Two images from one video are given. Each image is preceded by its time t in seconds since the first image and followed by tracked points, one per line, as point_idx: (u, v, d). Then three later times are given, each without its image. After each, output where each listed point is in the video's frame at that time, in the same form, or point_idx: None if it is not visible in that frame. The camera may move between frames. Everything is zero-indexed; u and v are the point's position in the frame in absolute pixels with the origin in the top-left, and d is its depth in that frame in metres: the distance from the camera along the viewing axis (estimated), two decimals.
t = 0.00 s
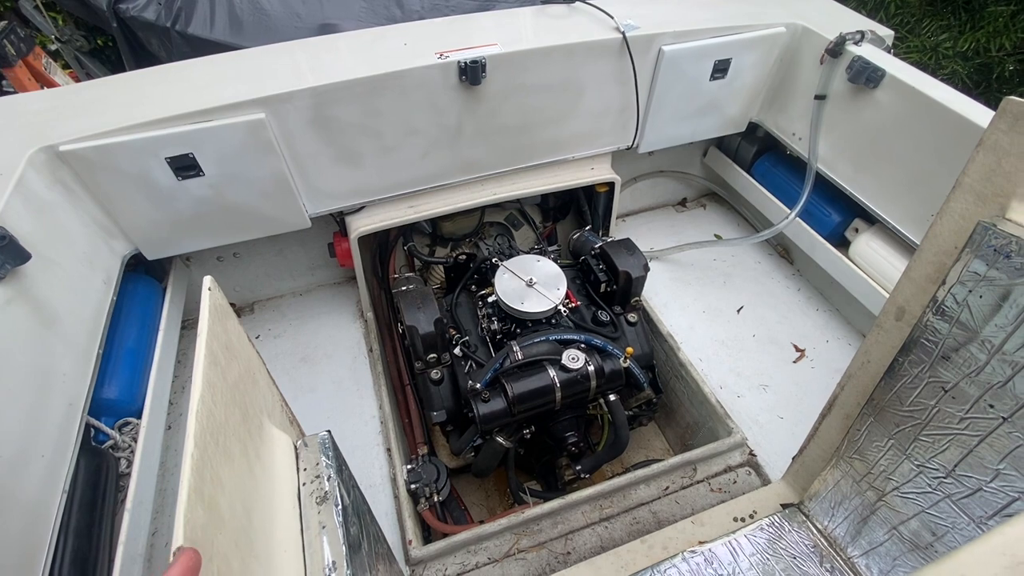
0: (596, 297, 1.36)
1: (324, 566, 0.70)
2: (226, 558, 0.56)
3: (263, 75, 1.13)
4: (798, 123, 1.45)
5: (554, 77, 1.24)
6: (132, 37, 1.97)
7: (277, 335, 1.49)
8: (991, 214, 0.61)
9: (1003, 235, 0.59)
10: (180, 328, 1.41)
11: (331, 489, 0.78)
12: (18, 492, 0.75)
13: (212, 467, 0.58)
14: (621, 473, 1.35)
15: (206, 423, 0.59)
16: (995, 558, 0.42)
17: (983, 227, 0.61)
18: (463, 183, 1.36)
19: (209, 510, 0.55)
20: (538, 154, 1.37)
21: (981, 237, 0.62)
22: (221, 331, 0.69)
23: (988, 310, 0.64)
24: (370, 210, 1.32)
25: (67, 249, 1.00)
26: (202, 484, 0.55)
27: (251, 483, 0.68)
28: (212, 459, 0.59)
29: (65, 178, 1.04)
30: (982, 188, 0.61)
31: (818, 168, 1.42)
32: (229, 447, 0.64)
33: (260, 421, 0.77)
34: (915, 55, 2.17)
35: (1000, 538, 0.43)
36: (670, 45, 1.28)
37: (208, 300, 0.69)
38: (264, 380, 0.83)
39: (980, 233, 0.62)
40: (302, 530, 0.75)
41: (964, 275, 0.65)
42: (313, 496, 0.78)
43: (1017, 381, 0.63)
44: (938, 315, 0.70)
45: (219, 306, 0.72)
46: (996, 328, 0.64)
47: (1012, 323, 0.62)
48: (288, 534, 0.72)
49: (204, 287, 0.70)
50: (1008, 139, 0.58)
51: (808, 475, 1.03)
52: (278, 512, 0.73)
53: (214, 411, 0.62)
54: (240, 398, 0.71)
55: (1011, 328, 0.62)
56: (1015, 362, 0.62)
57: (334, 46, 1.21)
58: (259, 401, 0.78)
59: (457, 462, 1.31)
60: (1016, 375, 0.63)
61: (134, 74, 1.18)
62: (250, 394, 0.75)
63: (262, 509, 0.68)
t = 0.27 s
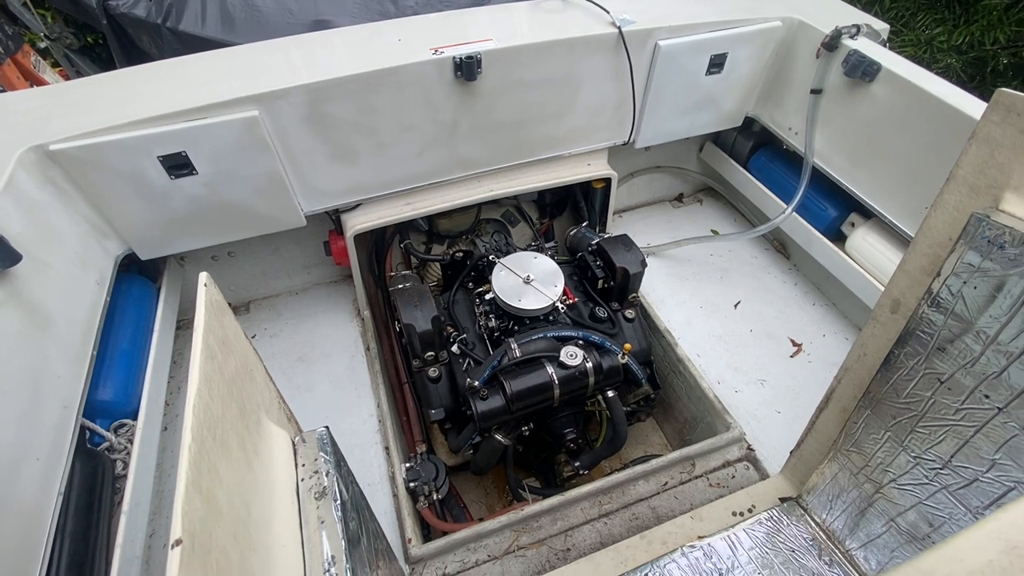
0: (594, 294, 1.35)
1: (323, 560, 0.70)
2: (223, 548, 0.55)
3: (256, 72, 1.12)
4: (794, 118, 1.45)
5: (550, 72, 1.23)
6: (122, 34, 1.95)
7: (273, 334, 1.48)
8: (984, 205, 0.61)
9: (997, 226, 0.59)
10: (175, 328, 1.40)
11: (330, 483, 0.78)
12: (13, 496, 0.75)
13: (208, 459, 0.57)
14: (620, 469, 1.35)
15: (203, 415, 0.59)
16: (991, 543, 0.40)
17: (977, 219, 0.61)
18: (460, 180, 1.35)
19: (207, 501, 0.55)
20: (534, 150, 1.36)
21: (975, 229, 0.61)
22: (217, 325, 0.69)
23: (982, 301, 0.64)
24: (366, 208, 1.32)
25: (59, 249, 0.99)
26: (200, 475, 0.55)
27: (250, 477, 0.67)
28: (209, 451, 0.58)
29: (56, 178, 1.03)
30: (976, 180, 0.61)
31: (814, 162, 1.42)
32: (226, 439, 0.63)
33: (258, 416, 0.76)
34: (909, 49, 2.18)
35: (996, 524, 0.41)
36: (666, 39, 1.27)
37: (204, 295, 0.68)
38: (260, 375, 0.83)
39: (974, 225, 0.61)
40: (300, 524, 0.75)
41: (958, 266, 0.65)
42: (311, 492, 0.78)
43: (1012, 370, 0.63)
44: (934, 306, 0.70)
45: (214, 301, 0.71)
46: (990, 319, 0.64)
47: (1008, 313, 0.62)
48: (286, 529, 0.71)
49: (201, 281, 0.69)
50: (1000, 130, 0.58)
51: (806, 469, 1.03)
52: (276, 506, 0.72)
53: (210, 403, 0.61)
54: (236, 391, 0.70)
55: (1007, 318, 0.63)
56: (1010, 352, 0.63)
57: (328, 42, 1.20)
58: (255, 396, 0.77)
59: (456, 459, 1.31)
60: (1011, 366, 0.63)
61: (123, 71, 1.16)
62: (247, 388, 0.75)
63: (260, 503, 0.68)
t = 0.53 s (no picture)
0: (590, 290, 1.35)
1: (316, 540, 0.71)
2: (217, 521, 0.56)
3: (249, 70, 1.11)
4: (790, 113, 1.45)
5: (545, 68, 1.23)
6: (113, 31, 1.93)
7: (269, 333, 1.47)
8: (967, 196, 0.61)
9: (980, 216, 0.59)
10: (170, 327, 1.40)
11: (323, 468, 0.78)
12: (8, 498, 0.74)
13: (203, 436, 0.57)
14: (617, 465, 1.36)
15: (197, 396, 0.58)
16: (968, 513, 0.38)
17: (960, 209, 0.61)
18: (456, 177, 1.35)
19: (201, 476, 0.55)
20: (530, 146, 1.36)
21: (959, 219, 0.61)
22: (212, 315, 0.68)
23: (968, 290, 0.65)
24: (361, 205, 1.31)
25: (50, 248, 0.98)
26: (194, 452, 0.54)
27: (244, 460, 0.67)
28: (204, 430, 0.58)
29: (46, 177, 1.02)
30: (960, 171, 0.61)
31: (810, 158, 1.42)
32: (221, 421, 0.63)
33: (251, 403, 0.75)
34: (905, 43, 2.13)
35: (970, 496, 0.39)
36: (661, 35, 1.27)
37: (199, 285, 0.67)
38: (255, 366, 0.82)
39: (958, 215, 0.61)
40: (294, 508, 0.74)
41: (944, 256, 0.65)
42: (305, 476, 0.78)
43: (998, 358, 0.64)
44: (921, 297, 0.70)
45: (209, 291, 0.70)
46: (976, 307, 0.65)
47: (992, 301, 0.63)
48: (280, 514, 0.71)
49: (195, 271, 0.68)
50: (982, 122, 0.57)
51: (801, 463, 1.03)
52: (271, 486, 0.72)
53: (205, 386, 0.61)
54: (230, 374, 0.69)
55: (991, 306, 0.63)
56: (996, 340, 0.64)
57: (321, 38, 1.19)
58: (250, 383, 0.77)
59: (453, 456, 1.31)
60: (997, 354, 0.64)
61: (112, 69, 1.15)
62: (241, 372, 0.74)
63: (254, 485, 0.68)
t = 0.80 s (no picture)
0: (591, 289, 1.35)
1: (323, 524, 0.70)
2: (229, 502, 0.56)
3: (248, 68, 1.10)
4: (790, 111, 1.45)
5: (545, 66, 1.22)
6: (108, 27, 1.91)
7: (268, 332, 1.47)
8: (959, 190, 0.61)
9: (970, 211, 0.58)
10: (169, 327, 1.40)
11: (329, 457, 0.77)
12: (10, 501, 0.74)
13: (216, 422, 0.57)
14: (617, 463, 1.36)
15: (209, 386, 0.58)
16: (957, 492, 0.41)
17: (952, 204, 0.61)
18: (456, 175, 1.34)
19: (213, 458, 0.54)
20: (530, 144, 1.35)
21: (951, 214, 0.61)
22: (220, 307, 0.68)
23: (960, 283, 0.65)
24: (360, 204, 1.30)
25: (48, 249, 0.98)
26: (206, 435, 0.54)
27: (253, 447, 0.67)
28: (216, 417, 0.58)
29: (44, 177, 1.01)
30: (951, 167, 0.61)
31: (810, 156, 1.42)
32: (230, 410, 0.62)
33: (259, 394, 0.75)
34: (905, 41, 2.13)
35: (958, 476, 0.42)
36: (661, 32, 1.27)
37: (207, 277, 0.67)
38: (261, 359, 0.82)
39: (950, 210, 0.61)
40: (300, 495, 0.74)
41: (936, 250, 0.65)
42: (311, 464, 0.77)
43: (992, 349, 0.65)
44: (915, 291, 0.70)
45: (217, 284, 0.70)
46: (969, 300, 0.65)
47: (985, 293, 0.64)
48: (288, 499, 0.71)
49: (202, 265, 0.68)
50: (971, 117, 0.57)
51: (800, 459, 1.03)
52: (278, 472, 0.72)
53: (214, 373, 0.60)
54: (238, 365, 0.69)
55: (984, 298, 0.64)
56: (988, 332, 0.65)
57: (320, 36, 1.18)
58: (256, 374, 0.77)
59: (454, 455, 1.31)
60: (991, 345, 0.65)
61: (108, 67, 1.14)
62: (249, 365, 0.74)
63: (263, 473, 0.68)
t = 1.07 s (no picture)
0: (596, 290, 1.35)
1: (344, 531, 0.70)
2: (256, 509, 0.56)
3: (253, 68, 1.09)
4: (795, 111, 1.44)
5: (551, 65, 1.21)
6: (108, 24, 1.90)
7: (272, 332, 1.46)
8: (969, 193, 0.60)
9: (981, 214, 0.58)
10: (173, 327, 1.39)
11: (347, 463, 0.78)
12: (18, 506, 0.74)
13: (241, 433, 0.57)
14: (621, 463, 1.36)
15: (233, 394, 0.58)
16: (979, 499, 0.40)
17: (962, 207, 0.60)
18: (461, 175, 1.34)
19: (240, 467, 0.55)
20: (535, 144, 1.35)
21: (961, 217, 0.61)
22: (239, 312, 0.68)
23: (971, 286, 0.65)
24: (366, 204, 1.30)
25: (53, 250, 0.97)
26: (233, 443, 0.55)
27: (274, 452, 0.67)
28: (240, 425, 0.58)
29: (49, 178, 1.00)
30: (960, 170, 0.61)
31: (816, 156, 1.42)
32: (252, 415, 0.63)
33: (277, 400, 0.76)
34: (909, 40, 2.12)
35: (981, 482, 0.41)
36: (668, 32, 1.26)
37: (226, 284, 0.66)
38: (277, 363, 0.82)
39: (959, 212, 0.61)
40: (319, 501, 0.74)
41: (946, 253, 0.65)
42: (330, 470, 0.78)
43: (1002, 352, 0.65)
44: (924, 293, 0.70)
45: (235, 290, 0.70)
46: (979, 303, 0.65)
47: (996, 296, 0.63)
48: (308, 506, 0.71)
49: (222, 272, 0.68)
50: (982, 120, 0.57)
51: (806, 460, 1.03)
52: (297, 477, 0.72)
53: (238, 386, 0.60)
54: (258, 372, 0.69)
55: (995, 301, 0.64)
56: (999, 335, 0.64)
57: (326, 35, 1.17)
58: (274, 380, 0.77)
59: (458, 455, 1.31)
60: (1001, 348, 0.65)
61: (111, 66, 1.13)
62: (267, 371, 0.74)
63: (283, 479, 0.68)
